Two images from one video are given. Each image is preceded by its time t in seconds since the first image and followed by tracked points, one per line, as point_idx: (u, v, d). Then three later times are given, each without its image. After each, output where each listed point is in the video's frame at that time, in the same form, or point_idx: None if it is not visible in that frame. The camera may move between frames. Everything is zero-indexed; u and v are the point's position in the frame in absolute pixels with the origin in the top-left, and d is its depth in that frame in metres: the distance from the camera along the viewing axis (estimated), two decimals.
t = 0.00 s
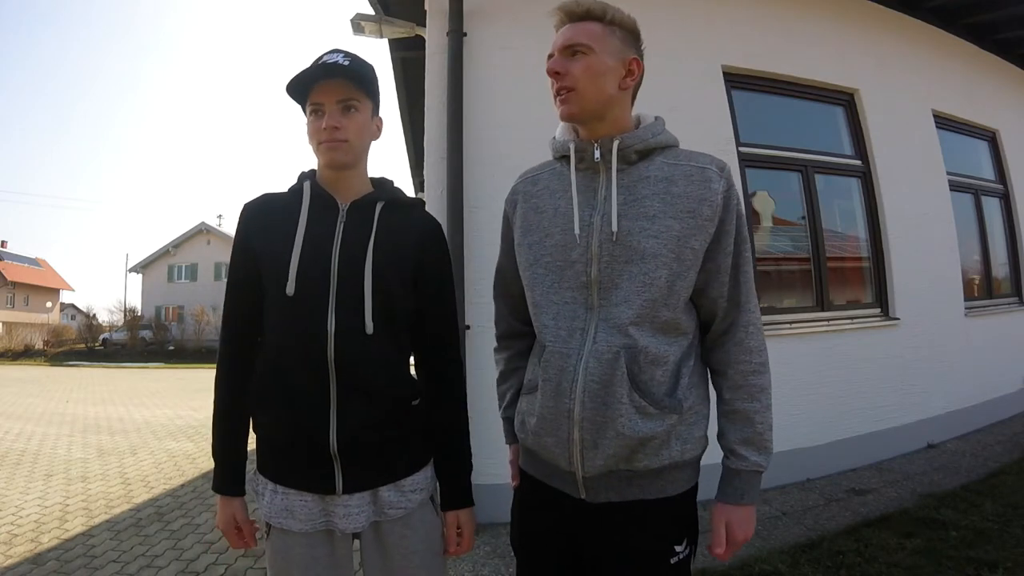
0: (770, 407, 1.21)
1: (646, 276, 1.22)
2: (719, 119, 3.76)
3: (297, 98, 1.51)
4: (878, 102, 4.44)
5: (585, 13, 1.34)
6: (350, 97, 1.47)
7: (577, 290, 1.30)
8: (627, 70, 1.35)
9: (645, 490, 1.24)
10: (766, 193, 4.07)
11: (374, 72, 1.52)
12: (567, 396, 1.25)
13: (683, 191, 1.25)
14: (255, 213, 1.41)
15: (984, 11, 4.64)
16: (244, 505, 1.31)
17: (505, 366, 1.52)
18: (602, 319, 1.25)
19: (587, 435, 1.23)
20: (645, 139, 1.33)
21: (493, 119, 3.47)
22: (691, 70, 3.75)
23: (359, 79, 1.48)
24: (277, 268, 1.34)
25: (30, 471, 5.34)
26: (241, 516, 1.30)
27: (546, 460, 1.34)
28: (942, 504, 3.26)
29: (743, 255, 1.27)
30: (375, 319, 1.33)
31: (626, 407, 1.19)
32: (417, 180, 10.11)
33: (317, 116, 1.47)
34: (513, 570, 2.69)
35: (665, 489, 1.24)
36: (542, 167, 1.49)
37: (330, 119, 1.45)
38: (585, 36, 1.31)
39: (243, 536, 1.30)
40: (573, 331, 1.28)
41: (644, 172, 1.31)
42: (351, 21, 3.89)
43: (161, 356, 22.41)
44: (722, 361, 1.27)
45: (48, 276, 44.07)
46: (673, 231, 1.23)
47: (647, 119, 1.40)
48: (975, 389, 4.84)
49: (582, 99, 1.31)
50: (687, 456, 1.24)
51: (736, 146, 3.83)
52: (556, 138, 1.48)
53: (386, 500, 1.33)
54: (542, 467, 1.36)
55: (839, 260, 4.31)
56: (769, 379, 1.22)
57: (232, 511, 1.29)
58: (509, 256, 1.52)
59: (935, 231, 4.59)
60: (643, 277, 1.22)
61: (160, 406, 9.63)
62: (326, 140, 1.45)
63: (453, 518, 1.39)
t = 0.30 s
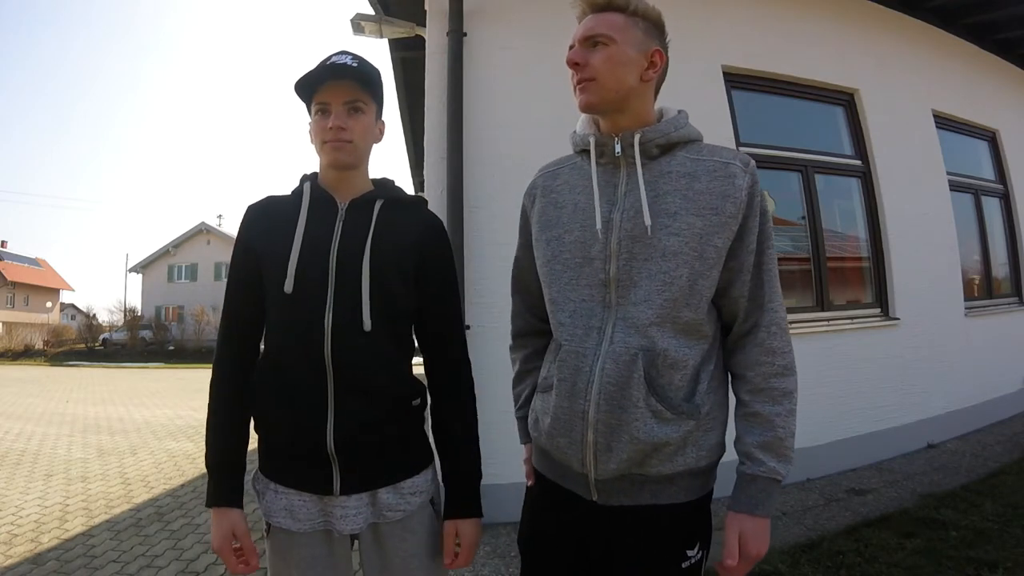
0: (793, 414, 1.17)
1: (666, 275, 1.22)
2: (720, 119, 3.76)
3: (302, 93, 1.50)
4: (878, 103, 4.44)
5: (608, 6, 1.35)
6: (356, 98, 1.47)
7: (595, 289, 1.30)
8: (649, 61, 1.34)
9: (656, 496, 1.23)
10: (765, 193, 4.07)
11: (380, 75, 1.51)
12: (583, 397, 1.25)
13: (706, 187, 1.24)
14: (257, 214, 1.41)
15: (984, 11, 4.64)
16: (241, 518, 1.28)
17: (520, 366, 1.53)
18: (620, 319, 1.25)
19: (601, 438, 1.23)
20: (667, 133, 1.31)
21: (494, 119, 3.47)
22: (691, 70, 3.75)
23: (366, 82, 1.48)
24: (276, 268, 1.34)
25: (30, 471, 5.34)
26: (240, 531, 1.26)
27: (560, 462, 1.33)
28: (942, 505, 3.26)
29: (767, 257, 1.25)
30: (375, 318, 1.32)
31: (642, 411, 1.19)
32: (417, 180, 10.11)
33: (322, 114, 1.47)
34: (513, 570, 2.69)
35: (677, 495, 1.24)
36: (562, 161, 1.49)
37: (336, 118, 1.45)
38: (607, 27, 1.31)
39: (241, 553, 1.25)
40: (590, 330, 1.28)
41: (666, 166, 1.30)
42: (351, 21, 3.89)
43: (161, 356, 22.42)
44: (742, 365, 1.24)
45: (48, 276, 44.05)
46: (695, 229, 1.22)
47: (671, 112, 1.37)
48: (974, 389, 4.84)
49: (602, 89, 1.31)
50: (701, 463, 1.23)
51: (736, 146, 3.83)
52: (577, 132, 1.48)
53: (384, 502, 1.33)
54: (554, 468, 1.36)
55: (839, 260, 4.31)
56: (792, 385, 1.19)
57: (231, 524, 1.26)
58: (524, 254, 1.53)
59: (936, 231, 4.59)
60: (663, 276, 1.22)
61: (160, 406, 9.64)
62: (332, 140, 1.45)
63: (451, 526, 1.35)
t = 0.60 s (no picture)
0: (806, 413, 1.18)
1: (678, 275, 1.21)
2: (720, 119, 3.76)
3: (306, 92, 1.50)
4: (879, 103, 4.44)
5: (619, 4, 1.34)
6: (362, 98, 1.48)
7: (606, 288, 1.30)
8: (660, 59, 1.34)
9: (667, 497, 1.23)
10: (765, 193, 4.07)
11: (385, 78, 1.53)
12: (595, 398, 1.25)
13: (717, 185, 1.24)
14: (256, 215, 1.41)
15: (983, 11, 4.64)
16: (248, 517, 1.28)
17: (528, 364, 1.53)
18: (632, 319, 1.25)
19: (612, 438, 1.23)
20: (679, 130, 1.31)
21: (494, 119, 3.47)
22: (691, 70, 3.75)
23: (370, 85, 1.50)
24: (276, 269, 1.34)
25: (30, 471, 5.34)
26: (248, 529, 1.26)
27: (570, 463, 1.33)
28: (942, 505, 3.26)
29: (779, 256, 1.25)
30: (377, 316, 1.33)
31: (654, 412, 1.19)
32: (417, 180, 10.11)
33: (327, 113, 1.46)
34: (513, 570, 2.69)
35: (688, 496, 1.24)
36: (573, 159, 1.49)
37: (342, 116, 1.44)
38: (617, 26, 1.31)
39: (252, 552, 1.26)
40: (602, 330, 1.28)
41: (677, 165, 1.30)
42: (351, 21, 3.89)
43: (161, 356, 22.42)
44: (755, 365, 1.24)
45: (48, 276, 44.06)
46: (708, 227, 1.21)
47: (682, 110, 1.37)
48: (975, 389, 4.84)
49: (615, 87, 1.31)
50: (713, 463, 1.23)
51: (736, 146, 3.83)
52: (589, 130, 1.48)
53: (386, 502, 1.33)
54: (564, 468, 1.36)
55: (839, 260, 4.31)
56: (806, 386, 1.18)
57: (237, 524, 1.26)
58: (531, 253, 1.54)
59: (936, 232, 4.59)
60: (676, 275, 1.21)
61: (160, 406, 9.63)
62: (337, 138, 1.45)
63: (437, 524, 1.31)
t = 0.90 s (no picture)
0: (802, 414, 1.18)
1: (675, 275, 1.21)
2: (719, 119, 3.76)
3: (307, 90, 1.49)
4: (878, 103, 4.44)
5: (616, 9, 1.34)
6: (365, 96, 1.48)
7: (603, 289, 1.30)
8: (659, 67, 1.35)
9: (664, 495, 1.23)
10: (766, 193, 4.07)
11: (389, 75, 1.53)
12: (593, 398, 1.25)
13: (712, 189, 1.24)
14: (255, 214, 1.40)
15: (984, 11, 4.64)
16: (243, 519, 1.29)
17: (519, 373, 1.54)
18: (629, 319, 1.24)
19: (611, 437, 1.23)
20: (675, 136, 1.32)
21: (494, 119, 3.47)
22: (691, 70, 3.75)
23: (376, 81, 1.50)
24: (276, 269, 1.34)
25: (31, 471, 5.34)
26: (241, 531, 1.27)
27: (567, 463, 1.33)
28: (942, 504, 3.26)
29: (773, 256, 1.25)
30: (378, 317, 1.32)
31: (651, 410, 1.19)
32: (417, 180, 10.10)
33: (331, 111, 1.46)
34: (513, 570, 2.69)
35: (687, 495, 1.24)
36: (570, 165, 1.49)
37: (347, 114, 1.45)
38: (617, 32, 1.31)
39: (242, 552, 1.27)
40: (599, 331, 1.28)
41: (673, 169, 1.31)
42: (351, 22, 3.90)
43: (161, 356, 22.42)
44: (750, 364, 1.24)
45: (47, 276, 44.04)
46: (703, 230, 1.22)
47: (676, 116, 1.38)
48: (975, 389, 4.85)
49: (618, 93, 1.31)
50: (710, 461, 1.23)
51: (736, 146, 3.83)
52: (584, 135, 1.48)
53: (387, 503, 1.33)
54: (561, 469, 1.36)
55: (839, 260, 4.31)
56: (801, 385, 1.19)
57: (231, 526, 1.27)
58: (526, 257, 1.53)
59: (936, 232, 4.59)
60: (673, 276, 1.21)
61: (160, 406, 9.63)
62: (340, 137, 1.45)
63: (453, 524, 1.37)
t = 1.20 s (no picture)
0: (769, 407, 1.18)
1: (657, 273, 1.22)
2: (719, 119, 3.76)
3: (310, 90, 1.47)
4: (878, 103, 4.44)
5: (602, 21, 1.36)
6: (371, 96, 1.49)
7: (587, 289, 1.30)
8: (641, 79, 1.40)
9: (653, 490, 1.23)
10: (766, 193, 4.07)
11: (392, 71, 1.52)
12: (579, 394, 1.25)
13: (688, 192, 1.26)
14: (253, 216, 1.40)
15: (984, 11, 4.64)
16: (241, 518, 1.29)
17: (502, 379, 1.49)
18: (612, 317, 1.25)
19: (599, 432, 1.22)
20: (652, 143, 1.34)
21: (494, 119, 3.47)
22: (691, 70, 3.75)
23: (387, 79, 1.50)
24: (274, 268, 1.34)
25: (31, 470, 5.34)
26: (239, 530, 1.27)
27: (555, 461, 1.32)
28: (942, 505, 3.26)
29: (742, 253, 1.26)
30: (378, 317, 1.33)
31: (636, 403, 1.19)
32: (417, 180, 10.09)
33: (338, 110, 1.45)
34: (513, 570, 2.69)
35: (674, 489, 1.24)
36: (551, 173, 1.48)
37: (356, 113, 1.45)
38: (606, 45, 1.34)
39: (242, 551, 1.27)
40: (583, 329, 1.28)
41: (651, 174, 1.32)
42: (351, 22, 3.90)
43: (161, 357, 22.43)
44: (726, 356, 1.23)
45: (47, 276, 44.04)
46: (681, 230, 1.23)
47: (649, 125, 1.40)
48: (975, 389, 4.84)
49: (607, 105, 1.34)
50: (695, 455, 1.23)
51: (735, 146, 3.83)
52: (562, 144, 1.48)
53: (386, 503, 1.33)
54: (547, 467, 1.35)
55: (839, 260, 4.31)
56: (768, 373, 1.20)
57: (229, 525, 1.27)
58: (510, 260, 1.53)
59: (936, 233, 4.59)
60: (655, 275, 1.22)
61: (160, 406, 9.62)
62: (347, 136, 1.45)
63: (455, 523, 1.38)
